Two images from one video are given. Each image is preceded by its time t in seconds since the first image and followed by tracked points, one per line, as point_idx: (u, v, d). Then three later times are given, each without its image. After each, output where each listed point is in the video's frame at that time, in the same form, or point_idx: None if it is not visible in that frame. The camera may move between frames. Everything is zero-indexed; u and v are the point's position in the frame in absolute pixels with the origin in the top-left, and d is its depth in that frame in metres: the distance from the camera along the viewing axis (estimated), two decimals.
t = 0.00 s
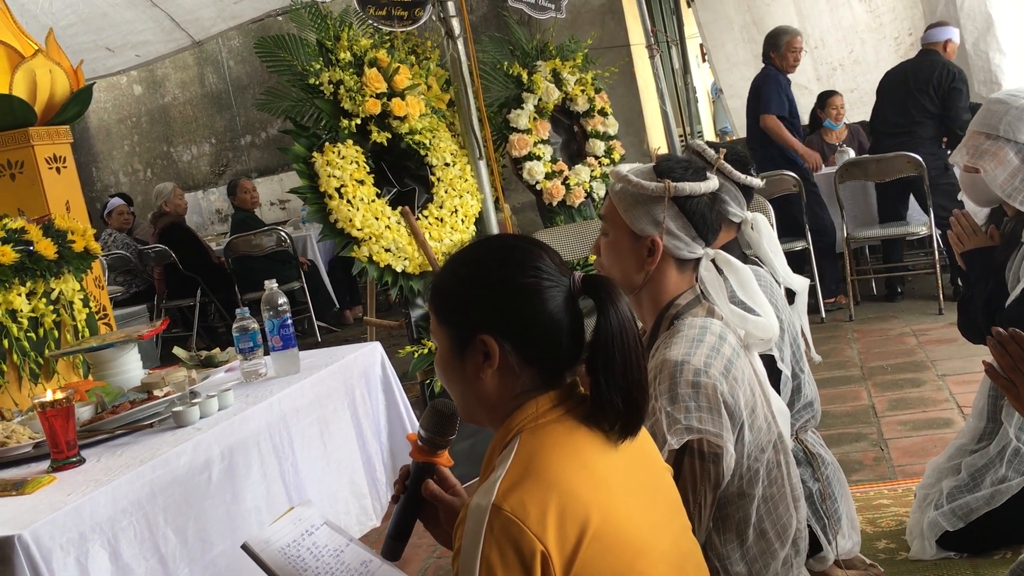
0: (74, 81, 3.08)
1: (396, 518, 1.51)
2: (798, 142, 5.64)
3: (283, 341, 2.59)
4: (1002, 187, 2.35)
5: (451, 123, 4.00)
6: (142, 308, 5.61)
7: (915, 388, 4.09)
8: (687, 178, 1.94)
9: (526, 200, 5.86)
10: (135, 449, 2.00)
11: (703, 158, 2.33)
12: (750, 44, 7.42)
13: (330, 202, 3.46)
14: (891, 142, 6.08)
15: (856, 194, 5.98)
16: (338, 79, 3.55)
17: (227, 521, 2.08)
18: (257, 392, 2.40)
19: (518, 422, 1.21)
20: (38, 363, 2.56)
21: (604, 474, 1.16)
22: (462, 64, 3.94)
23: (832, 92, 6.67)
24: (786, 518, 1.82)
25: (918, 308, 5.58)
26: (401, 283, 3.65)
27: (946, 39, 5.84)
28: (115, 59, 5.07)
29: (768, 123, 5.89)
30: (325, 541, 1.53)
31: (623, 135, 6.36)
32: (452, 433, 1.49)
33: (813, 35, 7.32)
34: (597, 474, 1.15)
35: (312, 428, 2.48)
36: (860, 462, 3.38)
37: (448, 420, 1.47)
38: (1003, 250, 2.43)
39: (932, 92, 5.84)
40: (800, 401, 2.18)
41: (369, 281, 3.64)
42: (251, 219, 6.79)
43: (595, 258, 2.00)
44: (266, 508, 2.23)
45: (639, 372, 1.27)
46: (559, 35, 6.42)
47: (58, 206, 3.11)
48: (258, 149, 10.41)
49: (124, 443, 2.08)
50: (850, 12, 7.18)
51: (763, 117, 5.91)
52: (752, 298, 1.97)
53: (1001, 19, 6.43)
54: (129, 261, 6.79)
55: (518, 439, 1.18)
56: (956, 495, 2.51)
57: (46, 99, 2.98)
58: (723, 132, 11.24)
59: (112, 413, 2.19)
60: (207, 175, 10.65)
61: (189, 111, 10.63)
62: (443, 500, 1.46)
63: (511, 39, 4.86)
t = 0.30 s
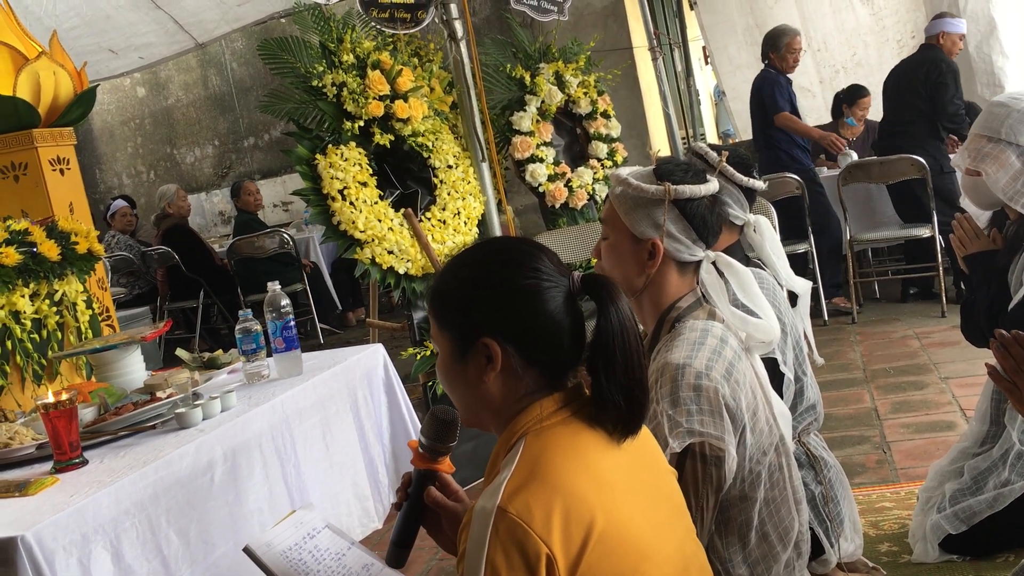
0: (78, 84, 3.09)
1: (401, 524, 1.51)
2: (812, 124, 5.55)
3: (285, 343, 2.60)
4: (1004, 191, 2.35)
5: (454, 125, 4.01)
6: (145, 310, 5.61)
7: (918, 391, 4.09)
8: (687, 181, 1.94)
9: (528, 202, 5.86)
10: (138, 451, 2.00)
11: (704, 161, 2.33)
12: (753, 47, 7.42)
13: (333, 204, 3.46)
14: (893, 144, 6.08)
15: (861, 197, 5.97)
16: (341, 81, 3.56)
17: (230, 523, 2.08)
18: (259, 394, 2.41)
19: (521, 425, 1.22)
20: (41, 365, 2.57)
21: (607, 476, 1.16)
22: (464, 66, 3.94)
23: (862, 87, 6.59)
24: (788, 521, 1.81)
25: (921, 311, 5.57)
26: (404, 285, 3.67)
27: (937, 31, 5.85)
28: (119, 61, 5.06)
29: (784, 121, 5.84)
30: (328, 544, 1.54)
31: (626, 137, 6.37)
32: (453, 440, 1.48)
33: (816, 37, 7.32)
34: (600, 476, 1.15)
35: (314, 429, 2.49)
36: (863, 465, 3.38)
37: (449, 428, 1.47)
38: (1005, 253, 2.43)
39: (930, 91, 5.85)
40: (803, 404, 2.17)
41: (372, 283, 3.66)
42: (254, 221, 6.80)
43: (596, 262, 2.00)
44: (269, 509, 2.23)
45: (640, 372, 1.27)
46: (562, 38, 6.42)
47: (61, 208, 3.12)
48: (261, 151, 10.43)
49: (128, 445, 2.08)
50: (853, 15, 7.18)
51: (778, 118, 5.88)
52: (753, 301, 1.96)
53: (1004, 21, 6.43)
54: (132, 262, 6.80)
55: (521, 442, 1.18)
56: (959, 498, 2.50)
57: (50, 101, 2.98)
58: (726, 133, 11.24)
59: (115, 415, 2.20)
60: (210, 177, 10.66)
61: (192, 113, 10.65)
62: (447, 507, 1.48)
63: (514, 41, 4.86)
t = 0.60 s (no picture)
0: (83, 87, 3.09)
1: (401, 525, 1.50)
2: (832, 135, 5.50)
3: (289, 346, 2.60)
4: (1009, 196, 2.36)
5: (458, 129, 4.01)
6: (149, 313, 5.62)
7: (922, 395, 4.08)
8: (692, 185, 1.94)
9: (532, 206, 5.87)
10: (142, 453, 2.00)
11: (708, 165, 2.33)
12: (757, 51, 7.39)
13: (337, 207, 3.47)
14: (898, 149, 6.07)
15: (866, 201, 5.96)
16: (346, 85, 3.57)
17: (233, 526, 2.08)
18: (263, 397, 2.41)
19: (527, 428, 1.22)
20: (46, 367, 2.58)
21: (612, 480, 1.16)
22: (469, 69, 3.94)
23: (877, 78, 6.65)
24: (791, 526, 1.81)
25: (925, 316, 5.56)
26: (408, 288, 3.64)
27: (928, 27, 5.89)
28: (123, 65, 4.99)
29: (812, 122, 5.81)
30: (330, 546, 1.54)
31: (630, 141, 6.37)
32: (456, 442, 1.48)
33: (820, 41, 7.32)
34: (605, 481, 1.15)
35: (318, 432, 2.49)
36: (867, 470, 3.37)
37: (452, 428, 1.47)
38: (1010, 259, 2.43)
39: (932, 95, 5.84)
40: (806, 409, 2.17)
41: (376, 286, 3.65)
42: (258, 224, 6.81)
43: (600, 265, 2.00)
44: (272, 512, 2.23)
45: (649, 380, 1.27)
46: (567, 41, 6.43)
47: (66, 211, 3.13)
48: (266, 155, 10.45)
49: (132, 447, 2.09)
50: (857, 19, 7.18)
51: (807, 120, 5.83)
52: (757, 306, 1.97)
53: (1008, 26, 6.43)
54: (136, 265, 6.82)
55: (525, 445, 1.19)
56: (963, 503, 2.50)
57: (55, 104, 2.99)
58: (730, 137, 11.24)
59: (118, 417, 2.20)
60: (215, 180, 10.68)
61: (197, 116, 10.68)
62: (449, 509, 1.48)
63: (518, 45, 4.85)
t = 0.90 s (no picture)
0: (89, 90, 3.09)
1: (405, 530, 1.49)
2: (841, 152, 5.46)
3: (294, 350, 2.60)
4: (1014, 202, 2.36)
5: (462, 133, 4.02)
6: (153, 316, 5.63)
7: (926, 402, 4.07)
8: (696, 191, 1.94)
9: (536, 211, 5.87)
10: (146, 457, 2.01)
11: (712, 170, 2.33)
12: (761, 56, 7.38)
13: (341, 212, 3.47)
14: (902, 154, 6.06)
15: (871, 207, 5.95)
16: (351, 90, 3.57)
17: (236, 530, 2.08)
18: (267, 401, 2.41)
19: (531, 434, 1.21)
20: (49, 371, 2.58)
21: (617, 486, 1.16)
22: (473, 74, 3.95)
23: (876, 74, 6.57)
24: (796, 533, 1.81)
25: (930, 322, 5.55)
26: (412, 293, 3.64)
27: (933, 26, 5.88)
28: (129, 69, 5.08)
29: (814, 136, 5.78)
30: (333, 551, 1.53)
31: (634, 146, 6.37)
32: (460, 447, 1.48)
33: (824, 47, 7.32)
34: (610, 486, 1.15)
35: (321, 437, 2.49)
36: (871, 476, 3.36)
37: (456, 434, 1.47)
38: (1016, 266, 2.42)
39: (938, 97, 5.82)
40: (810, 415, 2.17)
41: (380, 291, 3.64)
42: (262, 228, 6.83)
43: (604, 271, 2.00)
44: (275, 516, 2.23)
45: (653, 386, 1.27)
46: (571, 47, 6.44)
47: (71, 214, 3.14)
48: (270, 159, 10.47)
49: (136, 451, 2.09)
50: (861, 25, 7.18)
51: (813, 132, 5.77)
52: (761, 311, 1.96)
53: (1013, 31, 6.43)
54: (140, 269, 6.83)
55: (530, 450, 1.18)
56: (967, 510, 2.49)
57: (61, 108, 2.99)
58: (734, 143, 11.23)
59: (123, 420, 2.21)
60: (219, 184, 10.70)
61: (202, 120, 10.71)
62: (453, 515, 1.48)
63: (522, 50, 4.86)
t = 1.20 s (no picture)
0: (94, 94, 3.10)
1: (407, 536, 1.48)
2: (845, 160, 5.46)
3: (297, 353, 2.60)
4: (1018, 208, 2.35)
5: (466, 138, 4.02)
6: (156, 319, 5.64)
7: (930, 407, 4.06)
8: (701, 195, 1.93)
9: (539, 215, 5.88)
10: (150, 460, 2.01)
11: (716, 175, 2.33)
12: (765, 61, 7.37)
13: (345, 215, 3.47)
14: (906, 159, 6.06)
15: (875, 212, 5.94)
16: (355, 93, 3.58)
17: (239, 533, 2.08)
18: (270, 404, 2.41)
19: (534, 438, 1.21)
20: (53, 373, 2.58)
21: (620, 492, 1.16)
22: (477, 78, 3.96)
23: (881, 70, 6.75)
24: (799, 538, 1.80)
25: (933, 327, 5.54)
26: (415, 297, 3.65)
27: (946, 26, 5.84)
28: (133, 72, 5.08)
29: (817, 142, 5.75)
30: (335, 556, 1.54)
31: (637, 150, 6.38)
32: (462, 453, 1.47)
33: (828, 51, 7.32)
34: (613, 492, 1.15)
35: (324, 440, 2.49)
36: (874, 481, 3.36)
37: (457, 440, 1.46)
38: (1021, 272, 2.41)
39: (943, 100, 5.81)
40: (813, 420, 2.17)
41: (383, 294, 3.64)
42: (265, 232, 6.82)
43: (607, 275, 1.99)
44: (278, 520, 2.22)
45: (660, 397, 1.27)
46: (575, 51, 6.44)
47: (75, 217, 3.15)
48: (274, 162, 10.48)
49: (139, 454, 2.09)
50: (865, 30, 7.19)
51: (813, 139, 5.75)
52: (765, 316, 1.96)
53: (1017, 36, 6.42)
54: (144, 272, 6.84)
55: (533, 455, 1.18)
56: (971, 516, 2.47)
57: (66, 112, 2.99)
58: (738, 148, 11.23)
59: (126, 424, 2.21)
60: (223, 187, 10.72)
61: (206, 124, 10.74)
62: (455, 520, 1.48)
63: (526, 54, 4.87)
